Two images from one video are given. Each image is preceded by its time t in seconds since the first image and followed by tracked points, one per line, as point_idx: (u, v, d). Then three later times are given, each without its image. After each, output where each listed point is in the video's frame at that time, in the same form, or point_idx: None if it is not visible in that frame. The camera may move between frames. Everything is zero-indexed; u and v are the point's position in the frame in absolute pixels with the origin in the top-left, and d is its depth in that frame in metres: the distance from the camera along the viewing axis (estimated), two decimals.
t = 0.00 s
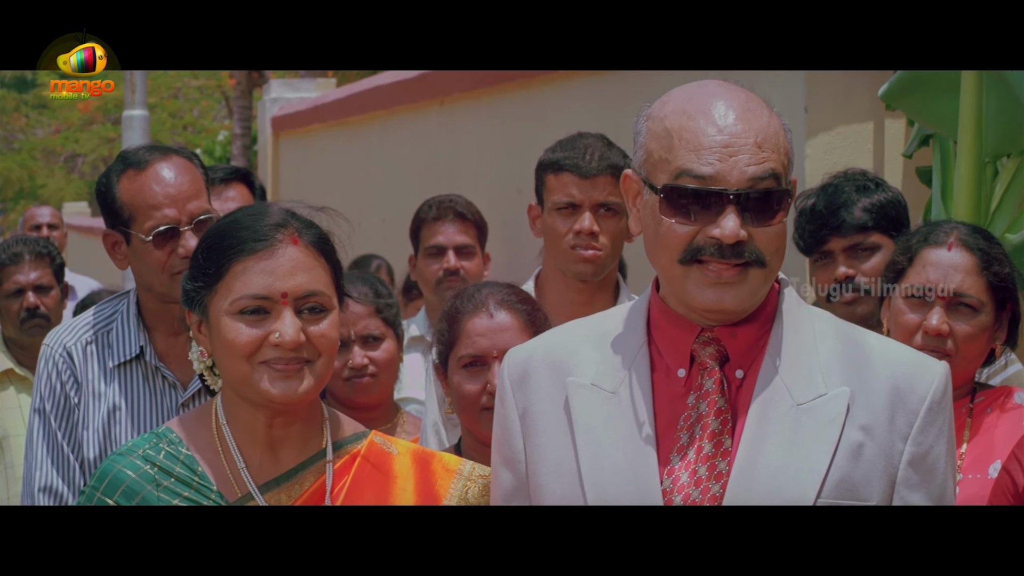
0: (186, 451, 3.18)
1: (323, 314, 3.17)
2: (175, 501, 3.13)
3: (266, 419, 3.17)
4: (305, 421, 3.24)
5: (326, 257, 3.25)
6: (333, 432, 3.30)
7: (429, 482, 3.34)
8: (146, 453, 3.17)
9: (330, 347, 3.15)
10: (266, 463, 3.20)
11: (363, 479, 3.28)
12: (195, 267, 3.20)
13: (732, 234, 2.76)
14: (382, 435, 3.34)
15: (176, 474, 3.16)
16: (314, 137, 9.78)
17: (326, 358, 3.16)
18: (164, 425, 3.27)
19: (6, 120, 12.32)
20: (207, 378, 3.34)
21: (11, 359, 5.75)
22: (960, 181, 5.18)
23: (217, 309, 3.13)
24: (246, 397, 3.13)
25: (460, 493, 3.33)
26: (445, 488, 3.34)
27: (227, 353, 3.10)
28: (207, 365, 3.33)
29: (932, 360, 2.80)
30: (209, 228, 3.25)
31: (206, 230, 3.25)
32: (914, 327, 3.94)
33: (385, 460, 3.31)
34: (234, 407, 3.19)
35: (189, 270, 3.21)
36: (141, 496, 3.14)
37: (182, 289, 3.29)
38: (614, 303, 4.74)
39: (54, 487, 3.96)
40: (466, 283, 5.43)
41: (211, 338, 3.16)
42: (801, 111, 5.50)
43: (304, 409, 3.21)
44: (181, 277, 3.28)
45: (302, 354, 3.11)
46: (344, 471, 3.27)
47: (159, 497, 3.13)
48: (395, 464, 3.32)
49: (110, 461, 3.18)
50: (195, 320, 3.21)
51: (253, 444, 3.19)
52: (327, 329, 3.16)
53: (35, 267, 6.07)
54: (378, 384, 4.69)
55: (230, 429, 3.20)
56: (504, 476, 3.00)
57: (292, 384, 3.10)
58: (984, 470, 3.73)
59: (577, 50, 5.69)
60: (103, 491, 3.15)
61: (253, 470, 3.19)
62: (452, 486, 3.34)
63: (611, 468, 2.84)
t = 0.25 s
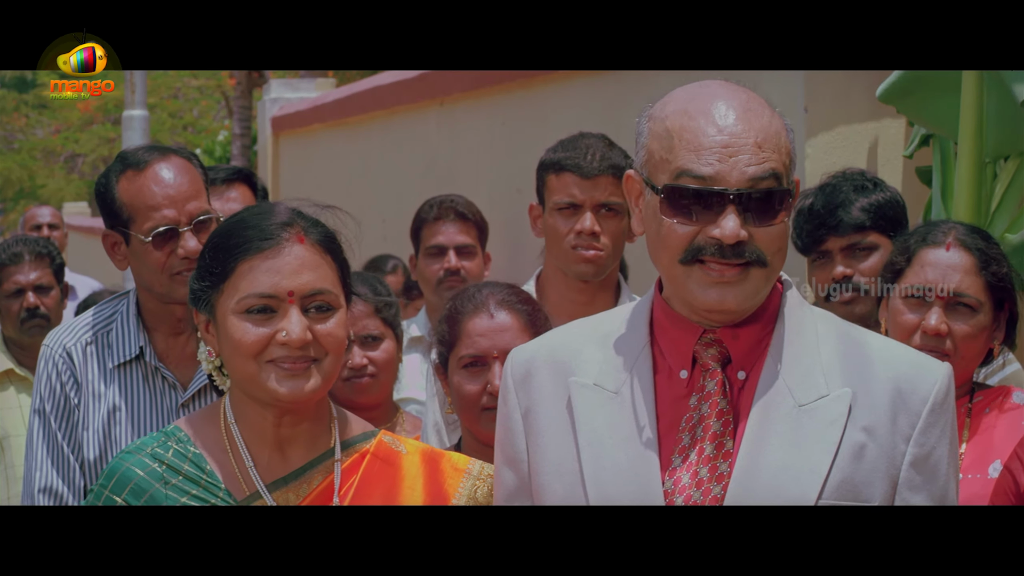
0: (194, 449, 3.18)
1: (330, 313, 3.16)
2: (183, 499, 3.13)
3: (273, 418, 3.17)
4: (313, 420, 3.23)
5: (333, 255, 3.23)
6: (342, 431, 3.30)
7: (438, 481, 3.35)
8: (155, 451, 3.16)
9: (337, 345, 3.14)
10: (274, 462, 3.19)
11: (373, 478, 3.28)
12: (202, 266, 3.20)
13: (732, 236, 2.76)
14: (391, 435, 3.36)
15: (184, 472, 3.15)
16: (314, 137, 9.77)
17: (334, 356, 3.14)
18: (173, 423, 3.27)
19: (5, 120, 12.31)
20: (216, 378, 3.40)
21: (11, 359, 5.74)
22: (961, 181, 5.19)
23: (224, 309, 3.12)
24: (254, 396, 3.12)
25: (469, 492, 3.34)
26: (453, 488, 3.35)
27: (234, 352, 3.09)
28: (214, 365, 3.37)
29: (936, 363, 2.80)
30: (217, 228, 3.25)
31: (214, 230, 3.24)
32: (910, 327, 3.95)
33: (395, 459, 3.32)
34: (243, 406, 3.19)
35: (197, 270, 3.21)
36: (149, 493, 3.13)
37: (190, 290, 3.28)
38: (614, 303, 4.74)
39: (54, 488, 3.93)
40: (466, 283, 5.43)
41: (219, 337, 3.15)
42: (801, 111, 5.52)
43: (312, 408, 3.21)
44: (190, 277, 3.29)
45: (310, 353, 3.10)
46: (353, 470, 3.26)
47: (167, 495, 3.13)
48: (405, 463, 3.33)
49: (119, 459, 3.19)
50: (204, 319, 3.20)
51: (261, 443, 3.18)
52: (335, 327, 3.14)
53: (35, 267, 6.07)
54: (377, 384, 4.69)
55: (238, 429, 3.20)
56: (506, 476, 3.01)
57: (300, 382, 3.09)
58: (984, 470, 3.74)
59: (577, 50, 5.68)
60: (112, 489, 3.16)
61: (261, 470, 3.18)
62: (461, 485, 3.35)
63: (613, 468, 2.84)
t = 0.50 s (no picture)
0: (200, 449, 3.18)
1: (337, 312, 3.16)
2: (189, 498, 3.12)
3: (281, 417, 3.17)
4: (319, 419, 3.23)
5: (339, 254, 3.24)
6: (349, 430, 3.30)
7: (445, 480, 3.33)
8: (162, 451, 3.17)
9: (344, 344, 3.14)
10: (281, 461, 3.19)
11: (379, 477, 3.28)
12: (208, 266, 3.20)
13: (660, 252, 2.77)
14: (399, 434, 3.35)
15: (191, 471, 3.15)
16: (314, 137, 9.78)
17: (340, 355, 3.14)
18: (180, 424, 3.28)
19: (5, 120, 12.31)
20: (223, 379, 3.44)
21: (11, 359, 5.74)
22: (960, 181, 5.19)
23: (231, 308, 3.13)
24: (261, 395, 3.12)
25: (476, 491, 3.32)
26: (460, 487, 3.33)
27: (241, 351, 3.10)
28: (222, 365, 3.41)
29: (946, 365, 2.79)
30: (222, 228, 3.25)
31: (220, 230, 3.25)
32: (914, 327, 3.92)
33: (401, 459, 3.31)
34: (251, 406, 3.19)
35: (203, 270, 3.22)
36: (156, 493, 3.13)
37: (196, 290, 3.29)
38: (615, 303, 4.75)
39: (54, 488, 3.93)
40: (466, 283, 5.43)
41: (226, 336, 3.15)
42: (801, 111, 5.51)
43: (318, 407, 3.21)
44: (196, 277, 3.29)
45: (316, 352, 3.10)
46: (360, 469, 3.27)
47: (174, 494, 3.13)
48: (412, 463, 3.32)
49: (126, 459, 3.18)
50: (210, 319, 3.21)
51: (268, 442, 3.18)
52: (341, 326, 3.14)
53: (35, 267, 6.07)
54: (375, 384, 4.69)
55: (245, 428, 3.20)
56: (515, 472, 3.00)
57: (306, 381, 3.08)
58: (985, 470, 3.75)
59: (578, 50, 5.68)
60: (119, 489, 3.15)
61: (268, 469, 3.18)
62: (468, 484, 3.33)
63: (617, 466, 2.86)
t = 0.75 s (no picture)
0: (205, 449, 3.16)
1: (334, 312, 3.14)
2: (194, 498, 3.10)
3: (282, 416, 3.16)
4: (323, 419, 3.22)
5: (340, 255, 3.22)
6: (354, 430, 3.30)
7: (450, 481, 3.33)
8: (167, 451, 3.15)
9: (340, 344, 3.12)
10: (287, 460, 3.18)
11: (385, 478, 3.26)
12: (210, 265, 3.22)
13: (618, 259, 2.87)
14: (403, 435, 3.35)
15: (196, 472, 3.13)
16: (314, 137, 9.77)
17: (337, 356, 3.12)
18: (185, 425, 3.26)
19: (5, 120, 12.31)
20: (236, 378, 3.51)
21: (11, 359, 5.74)
22: (961, 180, 5.20)
23: (228, 307, 3.14)
24: (258, 395, 3.13)
25: (482, 492, 3.33)
26: (465, 487, 3.33)
27: (238, 350, 3.10)
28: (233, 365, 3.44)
29: (948, 371, 2.70)
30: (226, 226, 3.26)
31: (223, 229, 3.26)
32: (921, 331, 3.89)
33: (407, 460, 3.29)
34: (254, 406, 3.19)
35: (206, 268, 3.24)
36: (161, 493, 3.10)
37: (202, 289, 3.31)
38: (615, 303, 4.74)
39: (54, 488, 3.91)
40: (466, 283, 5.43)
41: (225, 335, 3.16)
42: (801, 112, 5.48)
43: (321, 407, 3.19)
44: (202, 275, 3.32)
45: (311, 352, 3.09)
46: (365, 470, 3.25)
47: (179, 494, 3.10)
48: (417, 464, 3.31)
49: (131, 459, 3.16)
50: (213, 317, 3.22)
51: (273, 441, 3.17)
52: (337, 327, 3.13)
53: (34, 267, 6.08)
54: (373, 384, 4.69)
55: (249, 427, 3.19)
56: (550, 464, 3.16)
57: (301, 382, 3.07)
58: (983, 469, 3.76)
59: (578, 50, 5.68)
60: (124, 489, 3.12)
61: (273, 468, 3.17)
62: (473, 485, 3.34)
63: (616, 462, 2.95)
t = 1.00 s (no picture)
0: (212, 447, 3.17)
1: (326, 312, 3.12)
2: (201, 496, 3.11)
3: (284, 414, 3.15)
4: (330, 419, 3.21)
5: (336, 254, 3.20)
6: (361, 431, 3.29)
7: (456, 482, 3.30)
8: (174, 449, 3.16)
9: (332, 344, 3.10)
10: (293, 459, 3.18)
11: (390, 478, 3.26)
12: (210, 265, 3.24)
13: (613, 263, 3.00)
14: (410, 436, 3.33)
15: (202, 470, 3.14)
16: (314, 137, 9.77)
17: (330, 356, 3.11)
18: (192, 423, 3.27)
19: (5, 120, 12.30)
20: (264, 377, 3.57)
21: (11, 359, 5.74)
22: (961, 181, 5.21)
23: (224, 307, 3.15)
24: (253, 394, 3.13)
25: (488, 494, 3.29)
26: (472, 488, 3.30)
27: (232, 350, 3.12)
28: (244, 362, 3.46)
29: (934, 387, 2.62)
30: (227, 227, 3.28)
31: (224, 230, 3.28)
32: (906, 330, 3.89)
33: (413, 461, 3.28)
34: (258, 407, 3.20)
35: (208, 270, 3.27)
36: (166, 491, 3.11)
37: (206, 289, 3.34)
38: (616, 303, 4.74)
39: (54, 488, 3.90)
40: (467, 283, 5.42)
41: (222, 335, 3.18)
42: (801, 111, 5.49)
43: (323, 407, 3.17)
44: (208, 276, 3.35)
45: (302, 351, 3.08)
46: (371, 471, 3.25)
47: (184, 493, 3.10)
48: (423, 465, 3.29)
49: (137, 458, 3.17)
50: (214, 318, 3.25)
51: (279, 440, 3.17)
52: (329, 327, 3.11)
53: (33, 267, 6.08)
54: (372, 384, 4.68)
55: (255, 426, 3.20)
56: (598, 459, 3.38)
57: (291, 381, 3.07)
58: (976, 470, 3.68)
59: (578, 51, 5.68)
60: (130, 487, 3.13)
61: (277, 467, 3.17)
62: (480, 487, 3.30)
63: (626, 461, 3.12)
